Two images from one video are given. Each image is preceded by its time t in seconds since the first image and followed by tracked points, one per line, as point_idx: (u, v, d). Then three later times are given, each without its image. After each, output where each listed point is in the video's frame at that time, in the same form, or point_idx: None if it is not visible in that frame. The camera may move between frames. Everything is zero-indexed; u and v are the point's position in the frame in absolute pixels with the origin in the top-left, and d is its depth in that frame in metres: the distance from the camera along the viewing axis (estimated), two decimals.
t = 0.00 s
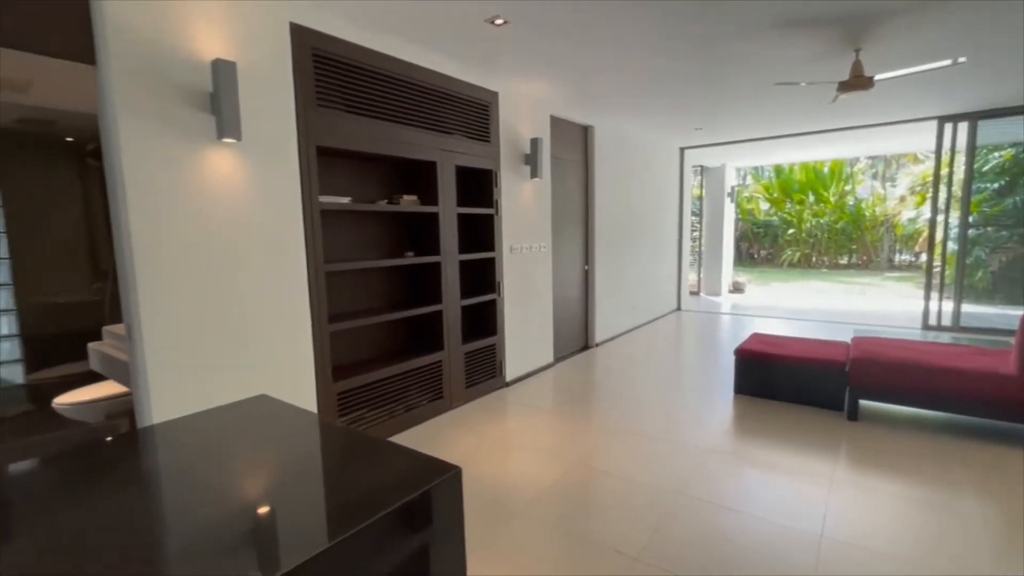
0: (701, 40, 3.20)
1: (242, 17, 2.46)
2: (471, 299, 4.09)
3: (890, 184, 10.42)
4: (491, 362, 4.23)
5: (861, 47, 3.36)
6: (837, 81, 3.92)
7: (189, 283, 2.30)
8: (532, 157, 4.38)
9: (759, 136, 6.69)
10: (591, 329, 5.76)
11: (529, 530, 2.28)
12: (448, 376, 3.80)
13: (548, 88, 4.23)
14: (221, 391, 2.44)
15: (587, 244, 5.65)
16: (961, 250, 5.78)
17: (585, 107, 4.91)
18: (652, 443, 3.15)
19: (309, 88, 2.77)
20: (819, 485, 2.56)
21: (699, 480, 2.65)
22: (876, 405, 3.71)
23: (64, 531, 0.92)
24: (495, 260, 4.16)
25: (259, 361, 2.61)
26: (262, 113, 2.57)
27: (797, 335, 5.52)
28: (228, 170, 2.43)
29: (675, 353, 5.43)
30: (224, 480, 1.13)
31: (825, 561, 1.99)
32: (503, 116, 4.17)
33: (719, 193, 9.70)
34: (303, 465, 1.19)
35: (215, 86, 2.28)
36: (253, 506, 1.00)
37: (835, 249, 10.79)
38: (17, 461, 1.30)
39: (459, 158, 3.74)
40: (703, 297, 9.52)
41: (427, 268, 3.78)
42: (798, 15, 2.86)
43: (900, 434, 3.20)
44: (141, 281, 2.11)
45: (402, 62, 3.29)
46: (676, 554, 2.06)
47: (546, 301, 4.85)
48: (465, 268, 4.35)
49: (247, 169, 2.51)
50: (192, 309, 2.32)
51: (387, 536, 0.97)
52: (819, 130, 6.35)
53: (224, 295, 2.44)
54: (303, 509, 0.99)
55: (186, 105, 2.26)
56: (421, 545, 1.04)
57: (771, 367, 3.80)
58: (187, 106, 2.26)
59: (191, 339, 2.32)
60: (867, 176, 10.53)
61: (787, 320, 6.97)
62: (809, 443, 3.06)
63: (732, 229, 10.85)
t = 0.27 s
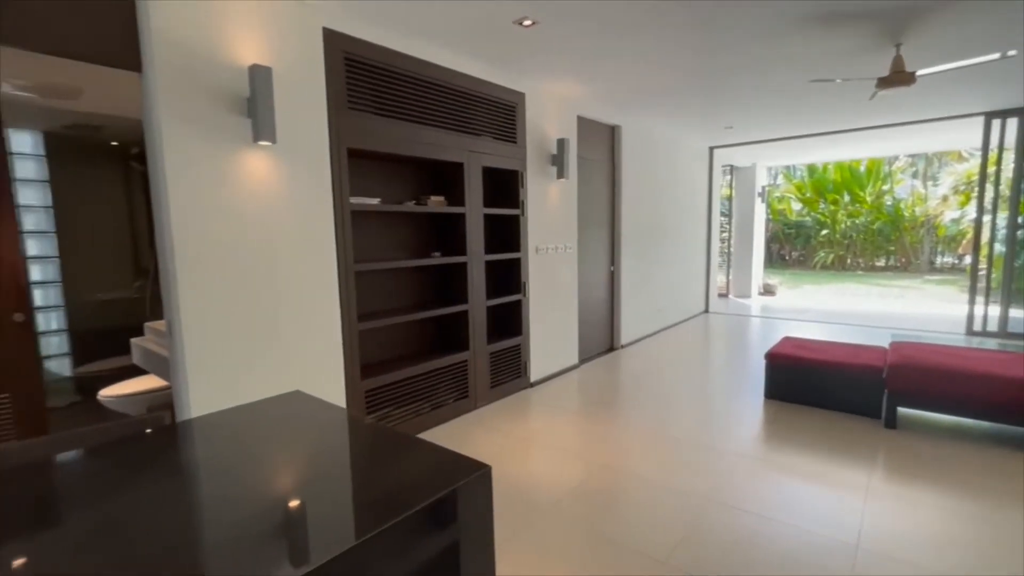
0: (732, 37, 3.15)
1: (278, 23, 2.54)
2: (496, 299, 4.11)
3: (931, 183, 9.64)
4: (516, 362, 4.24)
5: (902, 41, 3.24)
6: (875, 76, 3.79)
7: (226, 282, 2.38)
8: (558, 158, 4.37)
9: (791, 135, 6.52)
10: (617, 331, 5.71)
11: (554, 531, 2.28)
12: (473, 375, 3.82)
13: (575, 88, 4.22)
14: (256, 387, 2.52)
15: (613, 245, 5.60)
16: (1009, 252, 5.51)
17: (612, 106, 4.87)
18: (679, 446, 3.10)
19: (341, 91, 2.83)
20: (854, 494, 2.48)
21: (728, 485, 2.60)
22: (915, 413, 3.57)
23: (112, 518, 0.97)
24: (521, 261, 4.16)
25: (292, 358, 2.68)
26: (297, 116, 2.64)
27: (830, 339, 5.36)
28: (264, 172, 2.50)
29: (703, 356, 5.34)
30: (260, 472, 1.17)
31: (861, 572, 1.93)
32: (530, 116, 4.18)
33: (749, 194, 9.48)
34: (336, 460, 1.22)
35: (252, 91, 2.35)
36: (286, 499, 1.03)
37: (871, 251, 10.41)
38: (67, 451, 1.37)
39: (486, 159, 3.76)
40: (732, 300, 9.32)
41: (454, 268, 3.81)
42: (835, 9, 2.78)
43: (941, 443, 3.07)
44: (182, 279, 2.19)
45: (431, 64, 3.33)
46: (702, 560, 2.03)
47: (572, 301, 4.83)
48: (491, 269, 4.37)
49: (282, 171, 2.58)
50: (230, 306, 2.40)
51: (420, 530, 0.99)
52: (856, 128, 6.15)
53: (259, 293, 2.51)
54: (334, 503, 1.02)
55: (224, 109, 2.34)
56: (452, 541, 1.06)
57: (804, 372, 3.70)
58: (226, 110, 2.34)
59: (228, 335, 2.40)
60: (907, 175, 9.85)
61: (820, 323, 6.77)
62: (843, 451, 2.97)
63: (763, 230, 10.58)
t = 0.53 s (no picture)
0: (765, 34, 3.08)
1: (310, 28, 2.59)
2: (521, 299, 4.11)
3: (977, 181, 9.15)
4: (541, 363, 4.23)
5: (946, 34, 3.11)
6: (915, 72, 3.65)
7: (260, 281, 2.45)
8: (584, 158, 4.35)
9: (825, 132, 6.33)
10: (642, 333, 5.64)
11: (578, 533, 2.27)
12: (498, 375, 3.83)
13: (601, 87, 4.19)
14: (287, 383, 2.58)
15: (638, 246, 5.53)
16: None
17: (639, 106, 4.82)
18: (706, 451, 3.04)
19: (370, 94, 2.88)
20: (891, 504, 2.39)
21: (757, 492, 2.54)
22: (958, 422, 3.42)
23: (151, 508, 1.01)
24: (546, 261, 4.16)
25: (321, 355, 2.73)
26: (328, 119, 2.69)
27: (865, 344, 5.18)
28: (296, 173, 2.56)
29: (731, 359, 5.23)
30: (293, 466, 1.20)
31: None
32: (556, 117, 4.16)
33: (780, 193, 9.25)
34: (366, 456, 1.24)
35: (285, 95, 2.41)
36: (315, 494, 1.05)
37: (910, 252, 9.93)
38: (108, 443, 1.43)
39: (511, 159, 3.76)
40: (761, 302, 9.10)
41: (479, 268, 3.83)
42: (873, 4, 2.69)
43: (985, 453, 2.93)
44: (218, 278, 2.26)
45: (458, 65, 3.35)
46: (730, 567, 1.99)
47: (596, 302, 4.80)
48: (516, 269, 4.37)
49: (313, 173, 2.64)
50: (262, 305, 2.46)
51: (449, 527, 0.99)
52: (895, 125, 5.93)
53: (290, 292, 2.57)
54: (361, 499, 1.03)
55: (259, 113, 2.40)
56: (480, 538, 1.07)
57: (837, 377, 3.59)
58: (260, 114, 2.40)
59: (262, 333, 2.47)
60: (949, 173, 9.43)
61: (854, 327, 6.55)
62: (880, 459, 2.86)
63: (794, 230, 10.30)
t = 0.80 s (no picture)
0: (795, 28, 3.00)
1: (340, 33, 2.65)
2: (545, 299, 4.10)
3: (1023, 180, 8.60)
4: (564, 363, 4.22)
5: (991, 26, 2.98)
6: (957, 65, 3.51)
7: (288, 279, 2.50)
8: (609, 157, 4.32)
9: (860, 129, 6.13)
10: (667, 334, 5.57)
11: (600, 534, 2.26)
12: (521, 375, 3.84)
13: (627, 86, 4.15)
14: (314, 380, 2.63)
15: (664, 246, 5.46)
16: None
17: (665, 104, 4.76)
18: (733, 455, 2.98)
19: (396, 96, 2.92)
20: (929, 514, 2.31)
21: (786, 498, 2.48)
22: (1002, 431, 3.27)
23: (185, 498, 1.05)
24: (570, 261, 4.14)
25: (349, 353, 2.78)
26: (356, 121, 2.74)
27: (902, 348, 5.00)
28: (325, 175, 2.62)
29: (759, 362, 5.12)
30: (320, 461, 1.23)
31: None
32: (580, 116, 4.14)
33: (812, 193, 9.01)
34: (391, 452, 1.26)
35: (315, 97, 2.46)
36: (340, 489, 1.07)
37: (949, 254, 9.46)
38: (144, 435, 1.48)
39: (535, 159, 3.76)
40: (791, 305, 8.88)
41: (502, 268, 3.84)
42: None
43: None
44: (249, 277, 2.33)
45: (483, 66, 3.37)
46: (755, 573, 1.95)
47: (621, 303, 4.76)
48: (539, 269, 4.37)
49: (341, 174, 2.69)
50: (291, 302, 2.52)
51: (474, 525, 1.00)
52: (934, 122, 5.71)
53: (316, 290, 2.61)
54: (386, 494, 1.05)
55: (289, 116, 2.46)
56: (506, 536, 1.07)
57: (871, 381, 3.48)
58: (290, 116, 2.46)
59: (290, 330, 2.52)
60: (993, 172, 8.90)
61: (889, 330, 6.33)
62: (916, 468, 2.77)
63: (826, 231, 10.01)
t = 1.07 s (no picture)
0: (827, 24, 2.92)
1: (366, 36, 2.69)
2: (567, 299, 4.09)
3: None
4: (585, 364, 4.20)
5: None
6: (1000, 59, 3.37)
7: (315, 278, 2.55)
8: (633, 157, 4.28)
9: (895, 126, 5.93)
10: (691, 336, 5.49)
11: (621, 536, 2.24)
12: (542, 375, 3.83)
13: (651, 85, 4.11)
14: (339, 377, 2.68)
15: (688, 247, 5.39)
16: None
17: (690, 103, 4.69)
18: (759, 460, 2.92)
19: (420, 98, 2.94)
20: (967, 526, 2.22)
21: (813, 505, 2.42)
22: None
23: (215, 490, 1.08)
24: (592, 261, 4.12)
25: (373, 351, 2.82)
26: (381, 122, 2.78)
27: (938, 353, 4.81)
28: (350, 176, 2.66)
29: (786, 365, 5.00)
30: (345, 456, 1.25)
31: None
32: (604, 116, 4.12)
33: (843, 193, 8.76)
34: (415, 449, 1.28)
35: (341, 100, 2.50)
36: (363, 485, 1.09)
37: (989, 256, 8.91)
38: (176, 429, 1.53)
39: (558, 159, 3.75)
40: (820, 307, 8.65)
41: (524, 268, 3.84)
42: None
43: None
44: (277, 276, 2.39)
45: (506, 67, 3.38)
46: None
47: (644, 304, 4.71)
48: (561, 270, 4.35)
49: (366, 175, 2.73)
50: (317, 301, 2.56)
51: (496, 524, 1.00)
52: (975, 118, 5.49)
53: (341, 289, 2.66)
54: (407, 492, 1.06)
55: (316, 119, 2.51)
56: (527, 536, 1.07)
57: (905, 387, 3.36)
58: (317, 119, 2.51)
59: (317, 328, 2.57)
60: None
61: (924, 335, 6.11)
62: (954, 478, 2.66)
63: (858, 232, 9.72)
